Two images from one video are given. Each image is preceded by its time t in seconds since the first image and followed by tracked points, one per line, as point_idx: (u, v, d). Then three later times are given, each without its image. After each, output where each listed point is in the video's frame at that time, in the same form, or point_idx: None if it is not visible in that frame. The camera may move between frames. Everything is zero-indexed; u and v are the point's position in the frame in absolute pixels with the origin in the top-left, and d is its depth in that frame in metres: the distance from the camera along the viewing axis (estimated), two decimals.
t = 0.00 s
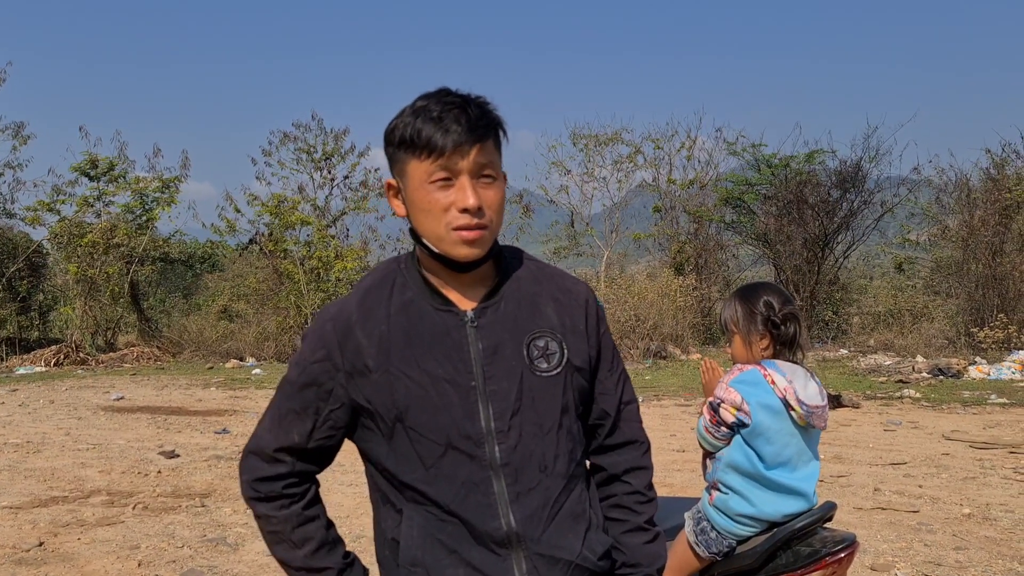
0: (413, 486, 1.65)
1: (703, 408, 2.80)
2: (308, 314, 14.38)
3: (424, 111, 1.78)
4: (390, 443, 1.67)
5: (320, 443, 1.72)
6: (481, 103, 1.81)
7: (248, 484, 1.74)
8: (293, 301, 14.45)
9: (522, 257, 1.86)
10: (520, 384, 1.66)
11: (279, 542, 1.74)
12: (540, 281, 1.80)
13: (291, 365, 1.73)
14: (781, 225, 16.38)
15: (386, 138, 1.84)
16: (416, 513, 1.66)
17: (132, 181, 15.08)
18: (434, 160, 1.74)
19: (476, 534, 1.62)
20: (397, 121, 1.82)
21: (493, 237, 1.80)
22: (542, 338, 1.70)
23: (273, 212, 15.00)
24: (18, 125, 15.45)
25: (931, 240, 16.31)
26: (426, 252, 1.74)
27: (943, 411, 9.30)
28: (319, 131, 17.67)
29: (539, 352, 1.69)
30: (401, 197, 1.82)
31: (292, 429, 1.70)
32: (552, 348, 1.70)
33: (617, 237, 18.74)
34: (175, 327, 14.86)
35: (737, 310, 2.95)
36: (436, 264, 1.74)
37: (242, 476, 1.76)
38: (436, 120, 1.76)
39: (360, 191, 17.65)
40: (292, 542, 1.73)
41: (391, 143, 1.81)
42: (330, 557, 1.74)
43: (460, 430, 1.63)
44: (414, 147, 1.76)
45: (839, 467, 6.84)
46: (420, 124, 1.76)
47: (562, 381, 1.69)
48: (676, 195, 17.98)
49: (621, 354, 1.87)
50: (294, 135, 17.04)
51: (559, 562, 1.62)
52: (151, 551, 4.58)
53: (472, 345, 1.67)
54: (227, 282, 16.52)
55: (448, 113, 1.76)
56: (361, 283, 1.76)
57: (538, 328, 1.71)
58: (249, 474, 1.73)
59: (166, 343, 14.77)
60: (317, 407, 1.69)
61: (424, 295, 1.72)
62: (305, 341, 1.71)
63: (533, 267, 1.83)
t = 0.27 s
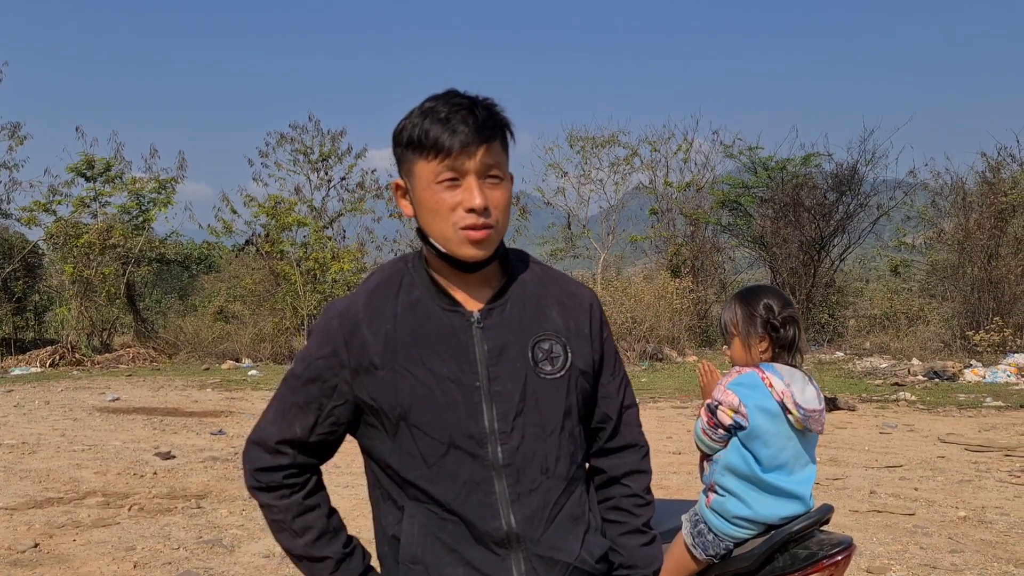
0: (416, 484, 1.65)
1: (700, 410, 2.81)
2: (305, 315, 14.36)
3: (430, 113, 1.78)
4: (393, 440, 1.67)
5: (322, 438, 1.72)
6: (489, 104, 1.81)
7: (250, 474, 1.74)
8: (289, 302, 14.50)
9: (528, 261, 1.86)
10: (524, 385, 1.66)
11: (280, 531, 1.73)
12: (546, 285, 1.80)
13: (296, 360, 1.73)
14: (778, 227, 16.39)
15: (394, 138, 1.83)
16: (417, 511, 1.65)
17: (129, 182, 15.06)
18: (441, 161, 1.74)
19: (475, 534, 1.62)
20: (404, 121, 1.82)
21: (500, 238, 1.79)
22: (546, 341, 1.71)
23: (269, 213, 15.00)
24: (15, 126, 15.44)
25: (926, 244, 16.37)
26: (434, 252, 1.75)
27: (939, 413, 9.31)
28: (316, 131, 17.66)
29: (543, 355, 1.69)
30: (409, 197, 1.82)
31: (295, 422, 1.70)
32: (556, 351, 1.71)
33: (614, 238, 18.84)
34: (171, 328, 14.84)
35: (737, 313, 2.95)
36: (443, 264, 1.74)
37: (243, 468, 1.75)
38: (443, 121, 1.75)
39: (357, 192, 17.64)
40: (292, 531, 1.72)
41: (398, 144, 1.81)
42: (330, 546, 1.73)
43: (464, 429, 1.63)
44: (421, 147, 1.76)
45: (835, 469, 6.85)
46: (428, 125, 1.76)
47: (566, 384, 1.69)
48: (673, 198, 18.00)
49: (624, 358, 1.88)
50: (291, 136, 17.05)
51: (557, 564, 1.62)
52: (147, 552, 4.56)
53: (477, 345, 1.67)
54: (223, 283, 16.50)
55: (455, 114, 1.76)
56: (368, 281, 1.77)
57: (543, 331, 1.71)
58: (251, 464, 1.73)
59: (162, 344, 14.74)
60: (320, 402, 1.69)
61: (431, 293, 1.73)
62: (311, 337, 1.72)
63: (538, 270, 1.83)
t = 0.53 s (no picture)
0: (415, 484, 1.66)
1: (698, 414, 2.81)
2: (301, 316, 14.35)
3: (432, 117, 1.78)
4: (395, 440, 1.69)
5: (327, 434, 1.74)
6: (492, 107, 1.80)
7: (259, 465, 1.77)
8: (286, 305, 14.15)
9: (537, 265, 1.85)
10: (526, 391, 1.66)
11: (288, 519, 1.77)
12: (552, 289, 1.79)
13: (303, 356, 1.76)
14: (774, 231, 16.41)
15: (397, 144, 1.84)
16: (416, 511, 1.66)
17: (126, 183, 15.05)
18: (443, 164, 1.74)
19: (471, 537, 1.62)
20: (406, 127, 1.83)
21: (506, 241, 1.79)
22: (550, 347, 1.70)
23: (267, 214, 15.00)
24: (13, 126, 15.42)
25: (922, 248, 16.42)
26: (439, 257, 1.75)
27: (935, 417, 9.32)
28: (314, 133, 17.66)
29: (546, 360, 1.69)
30: (414, 201, 1.82)
31: (301, 418, 1.73)
32: (559, 357, 1.70)
33: (611, 241, 18.63)
34: (168, 329, 14.82)
35: (735, 316, 2.96)
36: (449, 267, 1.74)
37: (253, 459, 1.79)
38: (445, 125, 1.76)
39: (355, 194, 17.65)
40: (299, 520, 1.76)
41: (401, 150, 1.81)
42: (335, 536, 1.75)
43: (463, 432, 1.64)
44: (423, 152, 1.76)
45: (832, 473, 6.85)
46: (430, 128, 1.77)
47: (568, 391, 1.69)
48: (670, 201, 18.01)
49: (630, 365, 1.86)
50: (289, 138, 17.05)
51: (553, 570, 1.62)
52: (143, 554, 4.56)
53: (480, 349, 1.67)
54: (220, 285, 16.49)
55: (456, 118, 1.76)
56: (376, 280, 1.78)
57: (547, 336, 1.71)
58: (260, 456, 1.77)
59: (158, 346, 14.73)
60: (325, 399, 1.71)
61: (436, 294, 1.73)
62: (318, 334, 1.74)
63: (546, 273, 1.82)
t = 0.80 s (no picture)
0: (418, 487, 1.65)
1: (697, 417, 2.81)
2: (301, 318, 14.34)
3: (436, 119, 1.78)
4: (398, 442, 1.68)
5: (332, 433, 1.74)
6: (498, 110, 1.80)
7: (265, 461, 1.77)
8: (286, 305, 14.39)
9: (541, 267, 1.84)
10: (528, 397, 1.66)
11: (295, 513, 1.77)
12: (557, 293, 1.78)
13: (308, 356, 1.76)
14: (774, 234, 16.42)
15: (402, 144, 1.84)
16: (417, 514, 1.66)
17: (126, 185, 15.04)
18: (447, 167, 1.74)
19: (472, 541, 1.62)
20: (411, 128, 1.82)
21: (511, 245, 1.78)
22: (553, 352, 1.70)
23: (267, 216, 15.00)
24: (13, 127, 15.41)
25: (922, 251, 16.43)
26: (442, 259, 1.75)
27: (935, 420, 9.32)
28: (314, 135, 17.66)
29: (549, 364, 1.68)
30: (418, 202, 1.82)
31: (305, 418, 1.73)
32: (562, 361, 1.69)
33: (611, 244, 18.51)
34: (167, 331, 14.81)
35: (734, 320, 2.96)
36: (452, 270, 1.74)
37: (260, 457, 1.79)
38: (449, 128, 1.75)
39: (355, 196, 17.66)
40: (306, 514, 1.75)
41: (406, 151, 1.81)
42: (343, 529, 1.74)
43: (465, 436, 1.63)
44: (428, 154, 1.76)
45: (831, 476, 6.84)
46: (435, 130, 1.76)
47: (570, 397, 1.68)
48: (670, 204, 18.02)
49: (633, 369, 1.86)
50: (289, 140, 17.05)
51: None
52: (142, 555, 4.55)
53: (484, 354, 1.67)
54: (220, 286, 16.48)
55: (461, 121, 1.76)
56: (380, 281, 1.78)
57: (550, 342, 1.70)
58: (266, 454, 1.77)
59: (158, 347, 14.71)
60: (329, 400, 1.71)
61: (440, 297, 1.72)
62: (323, 335, 1.74)
63: (551, 277, 1.81)
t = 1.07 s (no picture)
0: (424, 492, 1.63)
1: (698, 417, 2.81)
2: (301, 319, 14.35)
3: (438, 120, 1.77)
4: (402, 447, 1.66)
5: (331, 441, 1.71)
6: (500, 110, 1.79)
7: (258, 476, 1.74)
8: (286, 306, 14.40)
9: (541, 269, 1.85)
10: (535, 397, 1.65)
11: (287, 533, 1.74)
12: (555, 293, 1.79)
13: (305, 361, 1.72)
14: (774, 235, 16.41)
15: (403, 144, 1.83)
16: (423, 519, 1.64)
17: (126, 185, 15.05)
18: (448, 168, 1.73)
19: (482, 543, 1.60)
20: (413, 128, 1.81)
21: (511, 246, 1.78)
22: (556, 352, 1.70)
23: (267, 217, 15.01)
24: (13, 127, 15.42)
25: (922, 251, 16.45)
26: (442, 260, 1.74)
27: (935, 421, 9.31)
28: (314, 136, 17.67)
29: (552, 364, 1.69)
30: (419, 203, 1.82)
31: (303, 426, 1.70)
32: (564, 361, 1.70)
33: (611, 244, 18.44)
34: (168, 332, 14.81)
35: (734, 320, 2.95)
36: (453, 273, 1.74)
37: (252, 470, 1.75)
38: (451, 128, 1.74)
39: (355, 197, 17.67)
40: (299, 534, 1.73)
41: (407, 151, 1.80)
42: (335, 552, 1.72)
43: (473, 439, 1.62)
44: (430, 155, 1.75)
45: (831, 477, 6.84)
46: (437, 131, 1.75)
47: (573, 396, 1.69)
48: (670, 205, 18.00)
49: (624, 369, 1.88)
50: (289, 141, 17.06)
51: None
52: (141, 556, 4.54)
53: (490, 356, 1.66)
54: (220, 287, 16.48)
55: (463, 122, 1.75)
56: (377, 285, 1.75)
57: (553, 341, 1.71)
58: (260, 467, 1.73)
59: (158, 347, 14.72)
60: (330, 407, 1.69)
61: (441, 298, 1.71)
62: (320, 340, 1.70)
63: (548, 279, 1.82)
